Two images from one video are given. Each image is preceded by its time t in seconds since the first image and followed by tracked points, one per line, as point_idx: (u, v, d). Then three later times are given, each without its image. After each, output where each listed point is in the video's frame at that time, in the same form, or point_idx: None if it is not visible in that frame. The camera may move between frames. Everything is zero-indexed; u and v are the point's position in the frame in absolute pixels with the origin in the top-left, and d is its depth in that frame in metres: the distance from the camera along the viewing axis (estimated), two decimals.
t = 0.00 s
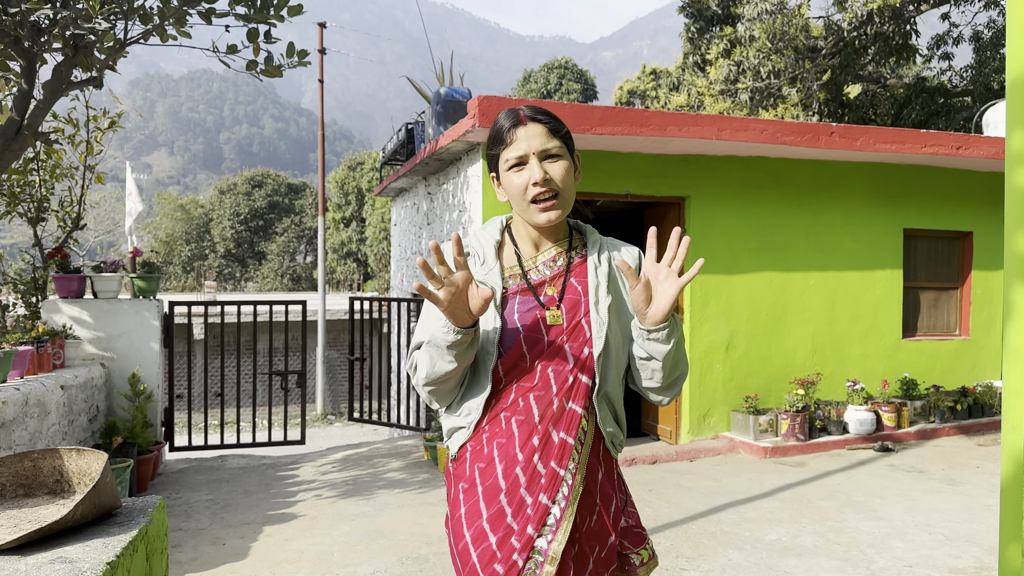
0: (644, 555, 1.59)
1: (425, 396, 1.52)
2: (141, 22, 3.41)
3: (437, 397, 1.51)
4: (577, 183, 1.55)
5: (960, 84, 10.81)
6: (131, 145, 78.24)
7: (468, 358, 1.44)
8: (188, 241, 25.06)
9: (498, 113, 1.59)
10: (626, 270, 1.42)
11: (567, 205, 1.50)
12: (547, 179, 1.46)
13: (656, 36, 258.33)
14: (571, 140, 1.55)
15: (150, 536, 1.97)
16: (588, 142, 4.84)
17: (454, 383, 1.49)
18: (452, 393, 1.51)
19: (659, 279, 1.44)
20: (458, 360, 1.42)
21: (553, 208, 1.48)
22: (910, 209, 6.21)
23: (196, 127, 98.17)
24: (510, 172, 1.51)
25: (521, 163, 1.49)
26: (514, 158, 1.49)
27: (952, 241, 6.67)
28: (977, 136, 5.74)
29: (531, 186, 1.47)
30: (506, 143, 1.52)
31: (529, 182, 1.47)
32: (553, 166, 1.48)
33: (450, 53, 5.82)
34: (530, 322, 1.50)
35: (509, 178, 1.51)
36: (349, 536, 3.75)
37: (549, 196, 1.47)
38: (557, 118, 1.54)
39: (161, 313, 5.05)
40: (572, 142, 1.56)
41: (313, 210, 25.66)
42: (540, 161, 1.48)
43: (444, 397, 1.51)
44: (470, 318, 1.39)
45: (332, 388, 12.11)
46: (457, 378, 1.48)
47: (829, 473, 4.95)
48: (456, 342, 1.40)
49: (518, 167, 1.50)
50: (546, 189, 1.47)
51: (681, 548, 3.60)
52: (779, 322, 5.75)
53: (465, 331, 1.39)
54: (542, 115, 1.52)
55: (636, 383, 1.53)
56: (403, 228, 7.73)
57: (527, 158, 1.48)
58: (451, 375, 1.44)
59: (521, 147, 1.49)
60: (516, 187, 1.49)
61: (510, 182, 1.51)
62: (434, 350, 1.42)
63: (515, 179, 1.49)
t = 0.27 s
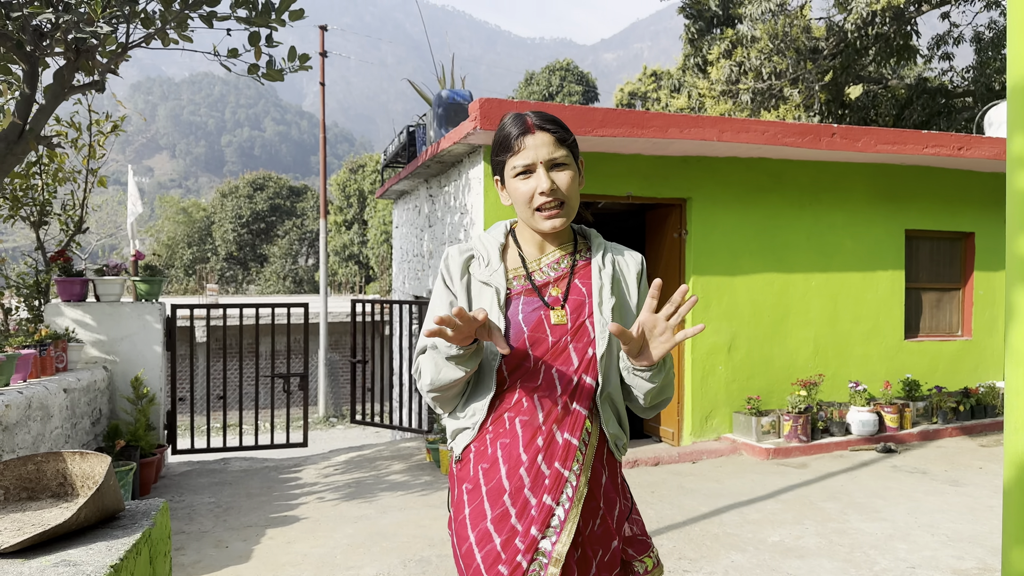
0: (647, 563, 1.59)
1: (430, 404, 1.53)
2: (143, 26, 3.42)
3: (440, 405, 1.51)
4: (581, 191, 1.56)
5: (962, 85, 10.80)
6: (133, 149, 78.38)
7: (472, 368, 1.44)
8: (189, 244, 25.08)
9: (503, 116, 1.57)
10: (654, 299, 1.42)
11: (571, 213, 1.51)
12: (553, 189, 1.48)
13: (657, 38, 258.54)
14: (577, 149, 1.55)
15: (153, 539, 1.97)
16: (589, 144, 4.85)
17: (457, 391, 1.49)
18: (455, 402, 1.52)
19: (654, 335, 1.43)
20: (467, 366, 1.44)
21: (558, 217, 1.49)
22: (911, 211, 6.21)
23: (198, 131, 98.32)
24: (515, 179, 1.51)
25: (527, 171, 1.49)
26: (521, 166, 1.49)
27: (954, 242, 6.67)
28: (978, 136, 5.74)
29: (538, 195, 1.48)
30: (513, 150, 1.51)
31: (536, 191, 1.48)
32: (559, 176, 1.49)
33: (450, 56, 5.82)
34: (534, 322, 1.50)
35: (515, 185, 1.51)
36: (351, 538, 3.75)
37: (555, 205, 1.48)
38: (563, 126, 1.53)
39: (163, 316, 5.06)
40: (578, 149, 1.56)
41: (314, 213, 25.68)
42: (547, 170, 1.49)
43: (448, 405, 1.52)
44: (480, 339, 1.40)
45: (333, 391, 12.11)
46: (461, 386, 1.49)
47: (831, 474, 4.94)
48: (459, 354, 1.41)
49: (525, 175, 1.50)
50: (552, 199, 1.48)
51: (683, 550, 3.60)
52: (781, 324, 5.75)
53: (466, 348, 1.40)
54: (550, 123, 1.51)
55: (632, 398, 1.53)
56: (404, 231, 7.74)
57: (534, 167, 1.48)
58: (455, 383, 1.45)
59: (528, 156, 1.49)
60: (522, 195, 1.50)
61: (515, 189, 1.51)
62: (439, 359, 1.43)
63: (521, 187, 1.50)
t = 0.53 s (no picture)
0: (647, 567, 1.59)
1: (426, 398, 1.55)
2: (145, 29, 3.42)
3: (436, 401, 1.53)
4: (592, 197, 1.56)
5: (963, 85, 10.79)
6: (135, 150, 78.50)
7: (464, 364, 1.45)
8: (191, 246, 25.10)
9: (517, 117, 1.57)
10: (661, 306, 1.44)
11: (581, 219, 1.52)
12: (564, 195, 1.48)
13: (658, 38, 258.56)
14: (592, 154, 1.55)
15: (157, 541, 1.98)
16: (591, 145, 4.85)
17: (452, 386, 1.50)
18: (450, 396, 1.53)
19: (660, 343, 1.44)
20: (456, 363, 1.44)
21: (567, 224, 1.50)
22: (913, 211, 6.20)
23: (199, 132, 98.43)
24: (527, 184, 1.51)
25: (539, 176, 1.50)
26: (533, 171, 1.49)
27: (956, 242, 6.67)
28: (981, 136, 5.74)
29: (549, 201, 1.49)
30: (526, 154, 1.51)
31: (547, 198, 1.49)
32: (570, 183, 1.49)
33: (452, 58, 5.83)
34: (536, 325, 1.50)
35: (526, 189, 1.52)
36: (354, 540, 3.75)
37: (565, 212, 1.49)
38: (578, 131, 1.52)
39: (166, 318, 5.07)
40: (591, 154, 1.55)
41: (316, 214, 25.71)
42: (558, 177, 1.49)
43: (443, 399, 1.53)
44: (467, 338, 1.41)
45: (336, 392, 12.12)
46: (455, 382, 1.50)
47: (834, 475, 4.94)
48: (449, 351, 1.42)
49: (537, 180, 1.50)
50: (563, 206, 1.48)
51: (686, 550, 3.60)
52: (783, 325, 5.75)
53: (454, 345, 1.41)
54: (564, 129, 1.50)
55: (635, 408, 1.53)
56: (406, 232, 7.75)
57: (546, 172, 1.48)
58: (447, 379, 1.46)
59: (541, 161, 1.48)
60: (533, 200, 1.50)
61: (527, 194, 1.52)
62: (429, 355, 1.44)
63: (533, 192, 1.50)
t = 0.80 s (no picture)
0: (652, 564, 1.60)
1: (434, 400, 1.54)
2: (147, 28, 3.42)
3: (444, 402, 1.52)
4: (594, 193, 1.55)
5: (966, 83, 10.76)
6: (137, 150, 78.59)
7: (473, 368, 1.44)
8: (193, 245, 25.12)
9: (518, 115, 1.57)
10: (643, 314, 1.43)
11: (583, 217, 1.51)
12: (564, 193, 1.48)
13: (660, 37, 258.29)
14: (592, 150, 1.54)
15: (159, 540, 1.98)
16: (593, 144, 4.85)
17: (460, 388, 1.49)
18: (458, 399, 1.52)
19: (644, 352, 1.41)
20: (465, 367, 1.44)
21: (568, 221, 1.49)
22: (916, 209, 6.19)
23: (201, 131, 98.51)
24: (528, 182, 1.51)
25: (539, 174, 1.49)
26: (533, 169, 1.49)
27: (959, 240, 6.65)
28: (984, 134, 5.72)
29: (549, 199, 1.48)
30: (525, 152, 1.51)
31: (547, 195, 1.49)
32: (571, 180, 1.49)
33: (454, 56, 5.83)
34: (543, 323, 1.50)
35: (527, 187, 1.51)
36: (357, 538, 3.76)
37: (566, 209, 1.49)
38: (578, 127, 1.52)
39: (168, 317, 5.07)
40: (593, 151, 1.54)
41: (318, 213, 25.73)
42: (559, 174, 1.48)
43: (451, 401, 1.52)
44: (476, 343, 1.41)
45: (338, 391, 12.13)
46: (463, 384, 1.49)
47: (837, 473, 4.93)
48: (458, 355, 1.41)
49: (537, 178, 1.50)
50: (563, 203, 1.48)
51: (688, 549, 3.59)
52: (785, 323, 5.74)
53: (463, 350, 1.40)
54: (564, 127, 1.50)
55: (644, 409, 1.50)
56: (408, 231, 7.75)
57: (546, 170, 1.48)
58: (455, 382, 1.45)
59: (540, 159, 1.48)
60: (534, 197, 1.50)
61: (527, 192, 1.52)
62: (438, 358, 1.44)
63: (533, 189, 1.50)
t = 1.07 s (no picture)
0: (657, 563, 1.58)
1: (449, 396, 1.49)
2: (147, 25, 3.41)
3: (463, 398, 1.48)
4: (595, 190, 1.54)
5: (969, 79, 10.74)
6: (139, 148, 78.63)
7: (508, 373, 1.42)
8: (195, 243, 25.13)
9: (519, 112, 1.56)
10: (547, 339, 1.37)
11: (583, 215, 1.50)
12: (564, 191, 1.47)
13: (661, 34, 257.85)
14: (592, 148, 1.53)
15: (159, 537, 1.98)
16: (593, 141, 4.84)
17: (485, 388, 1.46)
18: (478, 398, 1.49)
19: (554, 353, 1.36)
20: (512, 369, 1.41)
21: (569, 219, 1.49)
22: (918, 206, 6.17)
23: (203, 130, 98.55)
24: (528, 180, 1.50)
25: (539, 172, 1.49)
26: (533, 167, 1.48)
27: (961, 237, 6.63)
28: (986, 131, 5.70)
29: (549, 197, 1.48)
30: (525, 150, 1.50)
31: (547, 193, 1.48)
32: (570, 178, 1.48)
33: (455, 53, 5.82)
34: (546, 320, 1.49)
35: (527, 185, 1.51)
36: (358, 536, 3.76)
37: (566, 207, 1.48)
38: (578, 124, 1.51)
39: (169, 315, 5.07)
40: (593, 148, 1.54)
41: (320, 211, 25.74)
42: (559, 172, 1.48)
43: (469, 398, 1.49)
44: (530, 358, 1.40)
45: (340, 388, 12.14)
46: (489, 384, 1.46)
47: (838, 471, 4.92)
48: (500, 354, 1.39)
49: (537, 176, 1.49)
50: (563, 202, 1.47)
51: (690, 547, 3.59)
52: (787, 320, 5.73)
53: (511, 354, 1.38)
54: (564, 124, 1.49)
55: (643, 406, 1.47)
56: (409, 229, 7.74)
57: (546, 168, 1.48)
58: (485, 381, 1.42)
59: (540, 158, 1.48)
60: (534, 195, 1.49)
61: (527, 190, 1.51)
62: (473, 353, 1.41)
63: (533, 187, 1.49)
